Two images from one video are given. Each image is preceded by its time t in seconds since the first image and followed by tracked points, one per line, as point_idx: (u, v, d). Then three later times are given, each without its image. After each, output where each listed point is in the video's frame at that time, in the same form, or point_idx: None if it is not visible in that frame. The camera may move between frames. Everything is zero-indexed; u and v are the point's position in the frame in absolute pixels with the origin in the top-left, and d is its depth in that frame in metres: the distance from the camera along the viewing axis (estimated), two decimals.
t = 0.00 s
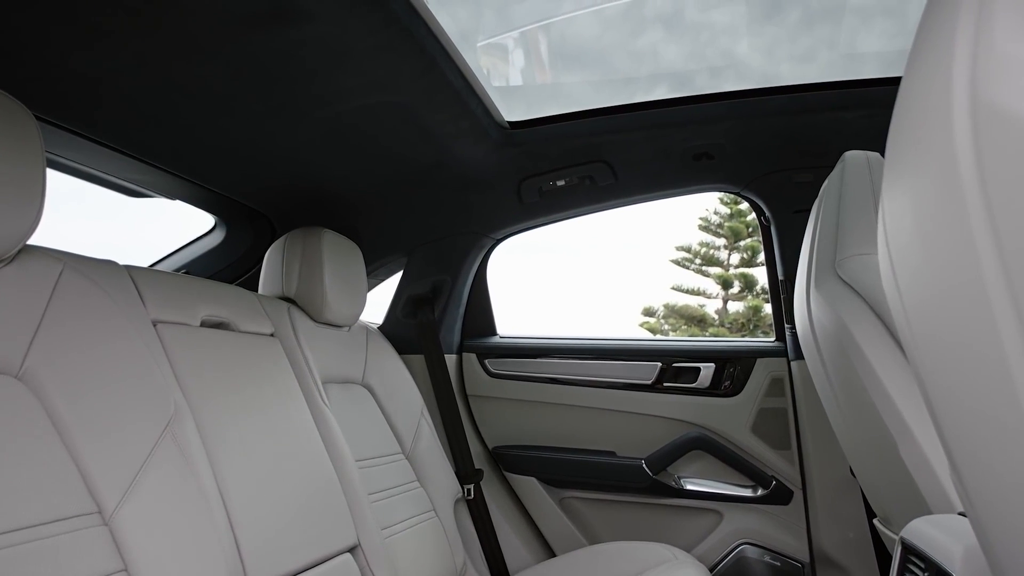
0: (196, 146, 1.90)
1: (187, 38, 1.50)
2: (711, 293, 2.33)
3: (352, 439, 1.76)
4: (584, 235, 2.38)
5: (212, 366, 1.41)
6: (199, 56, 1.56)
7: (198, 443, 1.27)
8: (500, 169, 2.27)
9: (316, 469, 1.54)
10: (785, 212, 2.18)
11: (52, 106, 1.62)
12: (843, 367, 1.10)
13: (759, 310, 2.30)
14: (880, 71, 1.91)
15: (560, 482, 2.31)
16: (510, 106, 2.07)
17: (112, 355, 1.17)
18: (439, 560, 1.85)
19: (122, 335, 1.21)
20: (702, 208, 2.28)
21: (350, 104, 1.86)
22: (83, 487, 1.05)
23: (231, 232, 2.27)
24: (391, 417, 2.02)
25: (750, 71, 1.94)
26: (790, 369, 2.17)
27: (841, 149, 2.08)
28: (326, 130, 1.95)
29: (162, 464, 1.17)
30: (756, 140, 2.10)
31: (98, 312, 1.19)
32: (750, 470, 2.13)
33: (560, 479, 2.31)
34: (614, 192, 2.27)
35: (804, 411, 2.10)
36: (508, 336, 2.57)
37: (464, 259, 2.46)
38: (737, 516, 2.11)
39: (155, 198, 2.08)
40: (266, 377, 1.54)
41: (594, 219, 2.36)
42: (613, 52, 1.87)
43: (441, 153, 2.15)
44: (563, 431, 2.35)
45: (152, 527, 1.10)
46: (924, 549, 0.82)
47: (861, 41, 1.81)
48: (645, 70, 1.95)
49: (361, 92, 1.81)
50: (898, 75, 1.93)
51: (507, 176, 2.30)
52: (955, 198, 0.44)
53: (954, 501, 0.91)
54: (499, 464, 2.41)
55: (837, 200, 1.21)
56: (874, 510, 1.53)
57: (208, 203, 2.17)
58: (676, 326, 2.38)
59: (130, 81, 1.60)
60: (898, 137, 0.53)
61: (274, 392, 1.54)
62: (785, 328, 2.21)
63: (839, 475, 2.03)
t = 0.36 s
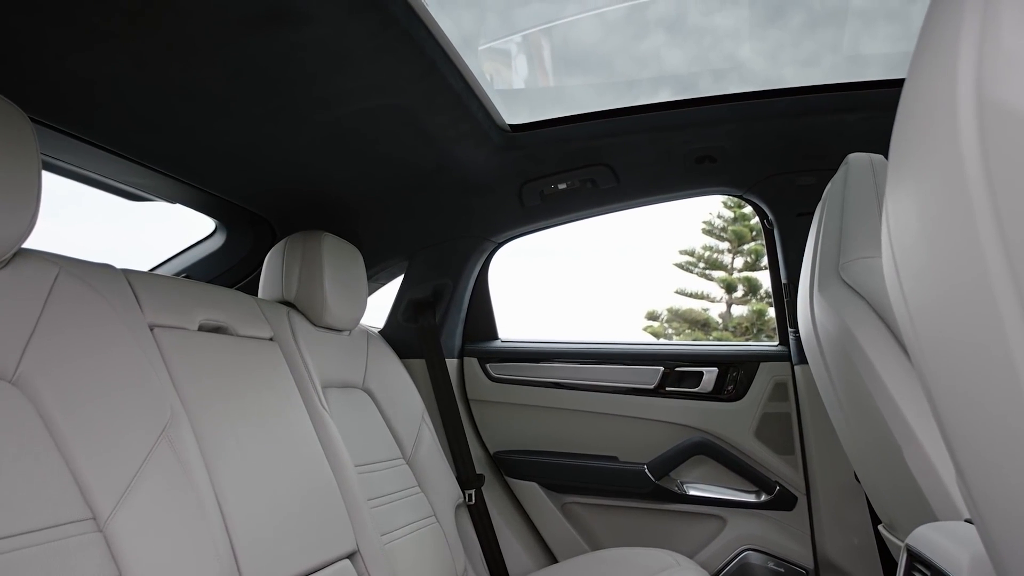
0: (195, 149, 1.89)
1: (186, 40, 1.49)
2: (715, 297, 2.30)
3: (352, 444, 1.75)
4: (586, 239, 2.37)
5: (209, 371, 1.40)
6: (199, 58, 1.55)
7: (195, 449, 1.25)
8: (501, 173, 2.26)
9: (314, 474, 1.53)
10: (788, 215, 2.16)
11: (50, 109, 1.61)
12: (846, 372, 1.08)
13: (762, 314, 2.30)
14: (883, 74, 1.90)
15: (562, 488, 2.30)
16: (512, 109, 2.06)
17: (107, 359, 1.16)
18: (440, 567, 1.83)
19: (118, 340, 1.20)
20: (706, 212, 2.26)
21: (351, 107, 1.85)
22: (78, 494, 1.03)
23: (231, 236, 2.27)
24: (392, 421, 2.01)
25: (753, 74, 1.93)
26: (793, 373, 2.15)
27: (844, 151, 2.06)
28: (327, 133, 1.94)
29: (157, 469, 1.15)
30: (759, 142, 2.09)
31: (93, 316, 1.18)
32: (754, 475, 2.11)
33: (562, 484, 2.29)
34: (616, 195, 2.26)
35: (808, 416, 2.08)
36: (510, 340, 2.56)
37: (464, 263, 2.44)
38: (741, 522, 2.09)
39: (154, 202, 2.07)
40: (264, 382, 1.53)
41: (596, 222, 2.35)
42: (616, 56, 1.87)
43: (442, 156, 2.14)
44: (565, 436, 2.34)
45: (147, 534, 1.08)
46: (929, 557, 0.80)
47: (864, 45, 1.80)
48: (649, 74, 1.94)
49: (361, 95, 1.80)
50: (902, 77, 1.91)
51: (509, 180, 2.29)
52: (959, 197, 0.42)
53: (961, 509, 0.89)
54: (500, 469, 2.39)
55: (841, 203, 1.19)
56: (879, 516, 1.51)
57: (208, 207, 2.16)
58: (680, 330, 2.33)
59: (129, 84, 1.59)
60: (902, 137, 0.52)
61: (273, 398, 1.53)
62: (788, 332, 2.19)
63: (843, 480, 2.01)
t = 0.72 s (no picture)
0: (196, 152, 1.88)
1: (186, 43, 1.48)
2: (720, 301, 2.25)
3: (353, 448, 1.74)
4: (589, 241, 2.36)
5: (209, 375, 1.39)
6: (199, 61, 1.55)
7: (194, 453, 1.24)
8: (503, 175, 2.25)
9: (313, 479, 1.52)
10: (793, 218, 2.14)
11: (50, 112, 1.61)
12: (851, 375, 1.07)
13: (768, 317, 2.25)
14: (888, 76, 1.88)
15: (565, 492, 2.28)
16: (514, 112, 2.05)
17: (104, 363, 1.15)
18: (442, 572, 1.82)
19: (116, 344, 1.19)
20: (712, 215, 2.24)
21: (351, 109, 1.84)
22: (74, 499, 1.02)
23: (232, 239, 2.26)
24: (394, 425, 1.99)
25: (758, 77, 1.92)
26: (798, 377, 2.13)
27: (849, 152, 2.04)
28: (328, 136, 1.93)
29: (154, 474, 1.14)
30: (763, 144, 2.07)
31: (90, 319, 1.17)
32: (758, 480, 2.09)
33: (565, 489, 2.28)
34: (618, 198, 2.25)
35: (813, 420, 2.06)
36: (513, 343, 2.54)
37: (466, 266, 2.43)
38: (745, 527, 2.07)
39: (154, 205, 2.07)
40: (264, 386, 1.52)
41: (599, 225, 2.34)
42: (621, 60, 1.86)
43: (444, 159, 2.13)
44: (568, 440, 2.32)
45: (144, 539, 1.07)
46: (935, 562, 0.79)
47: (869, 48, 1.79)
48: (652, 77, 1.94)
49: (361, 97, 1.79)
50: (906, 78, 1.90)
51: (511, 182, 2.28)
52: (967, 197, 0.41)
53: (968, 514, 0.88)
54: (503, 474, 2.37)
55: (845, 205, 1.18)
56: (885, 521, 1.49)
57: (210, 210, 2.16)
58: (687, 334, 2.29)
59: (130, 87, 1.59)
60: (908, 137, 0.50)
61: (274, 401, 1.52)
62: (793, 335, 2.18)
63: (849, 485, 1.99)
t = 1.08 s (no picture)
0: (196, 154, 1.88)
1: (184, 45, 1.47)
2: (726, 304, 2.24)
3: (353, 452, 1.73)
4: (592, 244, 2.35)
5: (207, 378, 1.38)
6: (198, 64, 1.54)
7: (190, 458, 1.23)
8: (505, 177, 2.23)
9: (313, 484, 1.50)
10: (798, 220, 2.12)
11: (49, 115, 1.60)
12: (857, 380, 1.05)
13: (773, 321, 2.24)
14: (893, 77, 1.86)
15: (568, 497, 2.26)
16: (516, 114, 2.04)
17: (100, 367, 1.14)
18: None
19: (112, 348, 1.18)
20: (716, 218, 2.23)
21: (352, 112, 1.83)
22: (68, 505, 1.01)
23: (234, 242, 2.26)
24: (395, 429, 1.98)
25: (762, 80, 1.91)
26: (803, 381, 2.11)
27: (854, 154, 2.02)
28: (329, 139, 1.93)
29: (150, 480, 1.13)
30: (766, 145, 2.05)
31: (85, 323, 1.16)
32: (762, 485, 2.07)
33: (568, 494, 2.26)
34: (621, 200, 2.23)
35: (818, 424, 2.04)
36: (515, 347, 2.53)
37: (468, 270, 2.42)
38: (750, 533, 2.05)
39: (155, 208, 2.06)
40: (264, 390, 1.51)
41: (602, 228, 2.32)
42: (625, 63, 1.85)
43: (445, 161, 2.12)
44: (571, 445, 2.30)
45: (140, 545, 1.06)
46: (942, 570, 0.77)
47: (874, 50, 1.77)
48: (657, 80, 1.92)
49: (362, 99, 1.78)
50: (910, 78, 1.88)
51: (512, 185, 2.26)
52: (974, 197, 0.40)
53: (976, 520, 0.86)
54: (506, 478, 2.36)
55: (851, 208, 1.16)
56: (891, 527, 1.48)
57: (211, 214, 2.16)
58: (691, 337, 2.29)
59: (129, 90, 1.58)
60: (914, 135, 0.49)
61: (273, 406, 1.51)
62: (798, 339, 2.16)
63: (854, 490, 1.97)
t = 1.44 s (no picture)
0: (196, 157, 1.87)
1: (183, 46, 1.47)
2: (731, 307, 2.22)
3: (353, 457, 1.71)
4: (594, 247, 2.33)
5: (204, 382, 1.37)
6: (198, 65, 1.53)
7: (187, 462, 1.22)
8: (507, 180, 2.22)
9: (311, 488, 1.49)
10: (802, 222, 2.11)
11: (48, 117, 1.60)
12: (862, 384, 1.03)
13: (777, 324, 2.23)
14: (898, 79, 1.85)
15: (570, 501, 2.24)
16: (517, 116, 2.02)
17: (96, 370, 1.13)
18: None
19: (108, 352, 1.18)
20: (720, 221, 2.21)
21: (352, 113, 1.82)
22: (62, 510, 0.99)
23: (235, 245, 2.25)
24: (396, 433, 1.97)
25: (766, 82, 1.90)
26: (807, 384, 2.09)
27: (858, 156, 2.01)
28: (329, 141, 1.92)
29: (145, 484, 1.12)
30: (770, 147, 2.04)
31: (81, 326, 1.15)
32: (767, 489, 2.05)
33: (570, 499, 2.24)
34: (624, 203, 2.22)
35: (824, 429, 2.02)
36: (516, 350, 2.52)
37: (470, 273, 2.41)
38: (754, 538, 2.03)
39: (155, 211, 2.06)
40: (262, 394, 1.50)
41: (604, 230, 2.31)
42: (629, 67, 1.84)
43: (446, 163, 2.11)
44: (574, 449, 2.28)
45: (135, 551, 1.05)
46: None
47: (879, 53, 1.76)
48: (662, 83, 1.91)
49: (362, 101, 1.78)
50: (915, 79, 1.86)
51: (513, 187, 2.25)
52: (983, 195, 0.38)
53: (984, 526, 0.84)
54: (507, 483, 2.34)
55: (854, 209, 1.15)
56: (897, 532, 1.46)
57: (212, 216, 2.15)
58: (695, 340, 2.28)
59: (128, 91, 1.57)
60: (919, 133, 0.48)
61: (272, 410, 1.50)
62: (802, 342, 2.14)
63: (860, 495, 1.94)
